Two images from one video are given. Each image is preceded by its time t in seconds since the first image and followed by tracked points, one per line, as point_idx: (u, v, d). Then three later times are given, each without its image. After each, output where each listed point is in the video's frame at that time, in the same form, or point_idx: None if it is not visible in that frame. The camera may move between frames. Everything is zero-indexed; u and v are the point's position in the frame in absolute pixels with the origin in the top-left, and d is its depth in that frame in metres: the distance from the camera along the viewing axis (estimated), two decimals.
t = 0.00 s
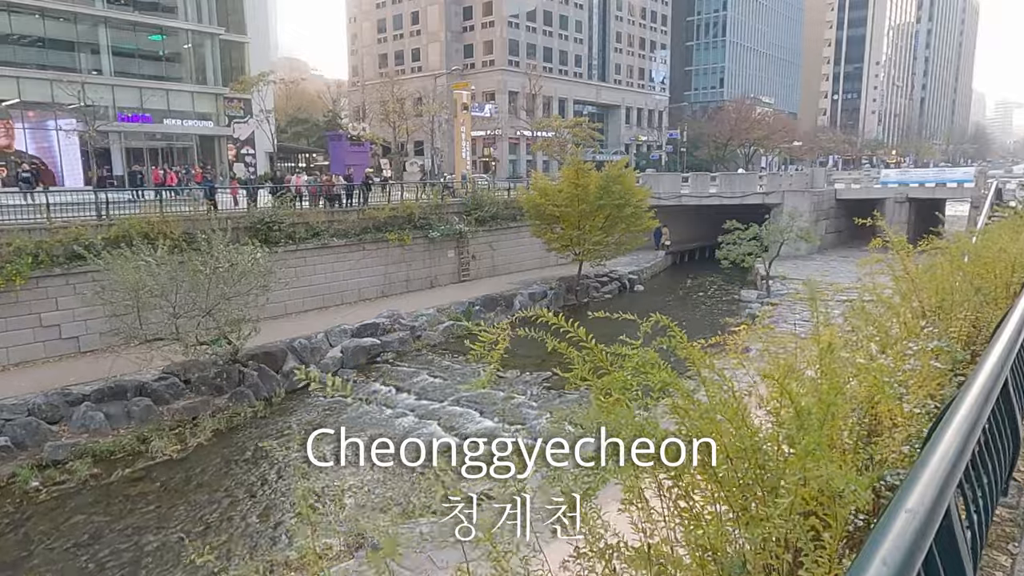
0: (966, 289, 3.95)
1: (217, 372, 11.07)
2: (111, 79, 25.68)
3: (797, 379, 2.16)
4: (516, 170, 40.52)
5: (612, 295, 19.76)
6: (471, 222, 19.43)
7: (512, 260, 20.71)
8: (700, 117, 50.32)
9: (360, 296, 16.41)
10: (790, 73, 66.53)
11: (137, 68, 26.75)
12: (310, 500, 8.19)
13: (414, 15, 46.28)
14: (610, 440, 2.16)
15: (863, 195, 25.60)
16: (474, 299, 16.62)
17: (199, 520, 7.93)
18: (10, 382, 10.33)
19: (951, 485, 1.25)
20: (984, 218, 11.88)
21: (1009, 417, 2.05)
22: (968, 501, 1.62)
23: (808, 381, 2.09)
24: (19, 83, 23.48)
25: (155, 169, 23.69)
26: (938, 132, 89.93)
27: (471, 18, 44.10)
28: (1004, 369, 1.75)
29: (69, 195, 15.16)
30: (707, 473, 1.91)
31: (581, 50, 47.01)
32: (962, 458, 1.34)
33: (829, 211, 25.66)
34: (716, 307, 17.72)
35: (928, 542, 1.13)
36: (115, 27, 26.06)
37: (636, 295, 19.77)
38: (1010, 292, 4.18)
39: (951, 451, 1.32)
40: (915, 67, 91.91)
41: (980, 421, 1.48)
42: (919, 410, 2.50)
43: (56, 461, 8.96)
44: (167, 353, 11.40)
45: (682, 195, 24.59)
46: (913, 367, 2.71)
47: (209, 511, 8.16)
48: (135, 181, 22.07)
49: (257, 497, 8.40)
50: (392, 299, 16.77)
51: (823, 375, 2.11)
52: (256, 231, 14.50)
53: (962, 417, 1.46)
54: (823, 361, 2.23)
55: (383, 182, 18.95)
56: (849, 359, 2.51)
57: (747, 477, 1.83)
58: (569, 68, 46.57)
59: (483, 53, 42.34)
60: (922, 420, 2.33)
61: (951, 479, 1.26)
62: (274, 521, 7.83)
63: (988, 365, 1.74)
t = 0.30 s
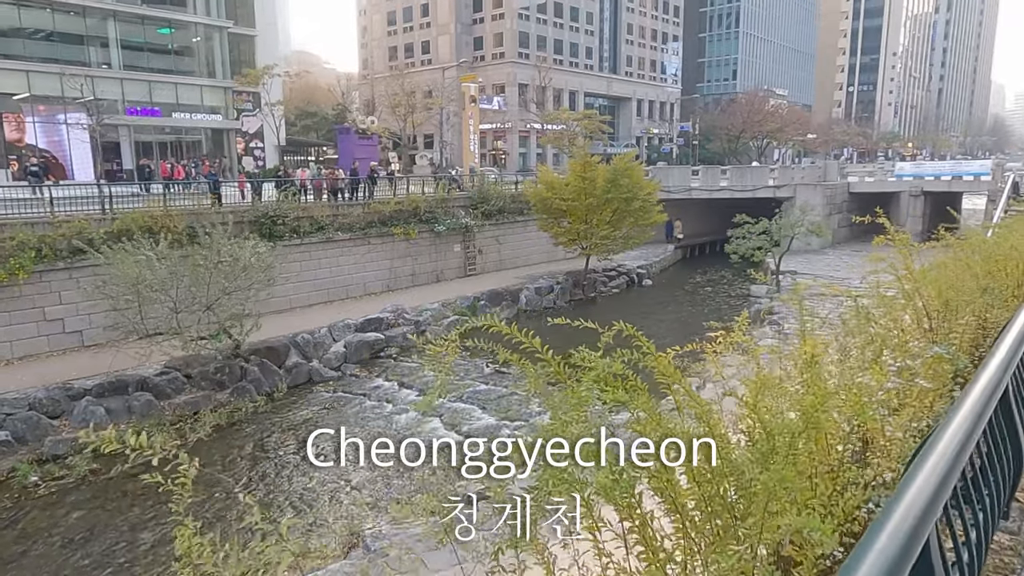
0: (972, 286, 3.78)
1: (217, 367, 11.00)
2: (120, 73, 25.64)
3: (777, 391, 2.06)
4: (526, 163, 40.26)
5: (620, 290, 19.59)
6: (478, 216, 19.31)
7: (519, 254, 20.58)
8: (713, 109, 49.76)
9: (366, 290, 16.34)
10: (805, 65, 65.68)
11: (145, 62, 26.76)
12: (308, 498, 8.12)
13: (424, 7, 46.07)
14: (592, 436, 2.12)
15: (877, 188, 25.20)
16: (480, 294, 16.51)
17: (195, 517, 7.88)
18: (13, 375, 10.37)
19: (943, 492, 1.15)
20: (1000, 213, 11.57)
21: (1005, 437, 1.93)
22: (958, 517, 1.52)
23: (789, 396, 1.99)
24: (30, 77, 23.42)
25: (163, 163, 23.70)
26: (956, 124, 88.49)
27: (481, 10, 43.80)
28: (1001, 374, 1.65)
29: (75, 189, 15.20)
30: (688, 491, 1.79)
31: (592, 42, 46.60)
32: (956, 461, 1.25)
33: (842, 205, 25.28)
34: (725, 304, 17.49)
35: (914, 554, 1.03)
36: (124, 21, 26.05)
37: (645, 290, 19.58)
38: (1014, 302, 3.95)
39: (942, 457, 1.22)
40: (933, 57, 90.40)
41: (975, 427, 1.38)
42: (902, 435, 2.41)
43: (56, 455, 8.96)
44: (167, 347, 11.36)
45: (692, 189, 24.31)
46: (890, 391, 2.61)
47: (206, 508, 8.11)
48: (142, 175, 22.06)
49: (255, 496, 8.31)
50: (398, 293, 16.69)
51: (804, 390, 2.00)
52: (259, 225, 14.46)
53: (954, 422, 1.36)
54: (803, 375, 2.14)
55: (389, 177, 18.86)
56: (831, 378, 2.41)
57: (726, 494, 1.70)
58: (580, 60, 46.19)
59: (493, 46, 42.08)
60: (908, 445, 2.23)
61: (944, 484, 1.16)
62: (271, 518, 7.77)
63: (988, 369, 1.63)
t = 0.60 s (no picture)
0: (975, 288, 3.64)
1: (216, 362, 10.95)
2: (129, 66, 25.70)
3: (750, 404, 2.24)
4: (537, 158, 39.92)
5: (628, 285, 19.37)
6: (484, 210, 19.16)
7: (526, 249, 20.41)
8: (727, 103, 49.15)
9: (371, 284, 16.27)
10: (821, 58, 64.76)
11: (155, 56, 26.75)
12: (303, 495, 8.02)
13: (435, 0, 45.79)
14: (582, 442, 2.32)
15: (892, 183, 24.76)
16: (486, 289, 16.37)
17: (190, 513, 7.84)
18: (14, 369, 10.36)
19: (914, 514, 1.12)
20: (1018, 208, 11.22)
21: (1002, 450, 1.80)
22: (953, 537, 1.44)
23: (754, 412, 2.16)
24: (40, 70, 23.57)
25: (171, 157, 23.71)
26: (976, 118, 86.91)
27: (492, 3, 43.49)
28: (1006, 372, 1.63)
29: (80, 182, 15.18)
30: (688, 483, 1.91)
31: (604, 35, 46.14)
32: (929, 480, 1.21)
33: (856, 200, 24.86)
34: (734, 301, 17.23)
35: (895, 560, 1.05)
36: (134, 14, 26.06)
37: (653, 286, 19.35)
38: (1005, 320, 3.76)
39: (933, 457, 1.24)
40: (952, 50, 88.83)
41: (973, 425, 1.38)
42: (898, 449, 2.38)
43: (54, 449, 8.94)
44: (166, 342, 11.31)
45: (703, 183, 23.99)
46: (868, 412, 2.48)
47: (201, 505, 8.05)
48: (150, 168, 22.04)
49: (250, 493, 8.23)
50: (403, 287, 16.60)
51: (773, 408, 2.16)
52: (262, 219, 14.33)
53: (930, 435, 1.31)
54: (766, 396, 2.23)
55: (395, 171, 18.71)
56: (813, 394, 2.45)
57: (717, 498, 1.74)
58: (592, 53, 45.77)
59: (504, 39, 41.78)
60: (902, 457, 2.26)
61: (913, 509, 1.13)
62: (266, 516, 7.72)
63: (982, 373, 1.56)
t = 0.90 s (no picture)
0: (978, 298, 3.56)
1: (219, 358, 10.92)
2: (142, 61, 25.76)
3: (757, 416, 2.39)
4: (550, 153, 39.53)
5: (638, 282, 19.15)
6: (493, 205, 19.02)
7: (535, 245, 20.24)
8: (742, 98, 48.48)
9: (378, 280, 16.22)
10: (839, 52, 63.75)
11: (168, 50, 26.83)
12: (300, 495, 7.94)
13: None
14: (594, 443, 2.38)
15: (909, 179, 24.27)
16: (493, 286, 16.25)
17: (189, 511, 7.81)
18: (19, 363, 10.40)
19: (921, 528, 1.06)
20: None
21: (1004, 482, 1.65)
22: (947, 573, 1.33)
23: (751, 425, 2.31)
24: (53, 65, 23.68)
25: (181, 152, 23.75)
26: (999, 113, 85.10)
27: None
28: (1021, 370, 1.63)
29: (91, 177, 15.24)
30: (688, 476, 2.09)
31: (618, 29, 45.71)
32: (930, 508, 1.11)
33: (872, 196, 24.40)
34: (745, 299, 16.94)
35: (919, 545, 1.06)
36: (147, 9, 26.17)
37: (663, 283, 19.12)
38: (996, 353, 3.65)
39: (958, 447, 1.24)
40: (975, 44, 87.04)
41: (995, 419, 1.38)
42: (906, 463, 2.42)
43: (56, 445, 8.93)
44: (169, 338, 11.29)
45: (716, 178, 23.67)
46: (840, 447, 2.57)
47: (198, 503, 7.99)
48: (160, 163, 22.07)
49: (248, 492, 8.17)
50: (410, 284, 16.51)
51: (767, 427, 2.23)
52: (270, 214, 14.34)
53: (930, 457, 1.22)
54: (751, 417, 2.35)
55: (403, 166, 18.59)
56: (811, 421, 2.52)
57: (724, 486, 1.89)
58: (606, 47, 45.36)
59: (517, 33, 41.48)
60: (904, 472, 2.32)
61: (910, 540, 1.04)
62: (263, 515, 7.66)
63: (992, 381, 1.51)
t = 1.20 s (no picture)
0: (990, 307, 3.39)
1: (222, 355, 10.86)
2: (156, 58, 25.85)
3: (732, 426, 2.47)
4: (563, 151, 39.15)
5: (648, 282, 18.90)
6: (503, 204, 18.87)
7: (545, 244, 20.04)
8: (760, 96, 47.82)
9: (386, 278, 16.12)
10: (859, 51, 62.77)
11: (182, 47, 26.94)
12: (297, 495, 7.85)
13: None
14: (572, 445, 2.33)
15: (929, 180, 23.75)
16: (501, 285, 16.10)
17: (184, 509, 7.74)
18: (23, 358, 10.41)
19: (936, 539, 0.95)
20: None
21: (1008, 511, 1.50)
22: None
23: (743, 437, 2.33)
24: (69, 62, 23.68)
25: (193, 149, 23.80)
26: None
27: None
28: None
29: (101, 173, 15.29)
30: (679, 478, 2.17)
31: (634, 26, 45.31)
32: (938, 528, 0.98)
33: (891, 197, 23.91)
34: (757, 300, 16.62)
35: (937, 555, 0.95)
36: (162, 6, 26.26)
37: (674, 283, 18.84)
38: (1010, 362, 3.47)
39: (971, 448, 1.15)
40: (999, 43, 85.34)
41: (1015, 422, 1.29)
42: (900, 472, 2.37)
43: (57, 441, 8.90)
44: (171, 334, 11.27)
45: (730, 177, 23.30)
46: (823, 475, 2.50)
47: (195, 501, 7.91)
48: (172, 159, 22.09)
49: (246, 491, 8.08)
50: (418, 282, 16.39)
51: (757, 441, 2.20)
52: (277, 211, 14.31)
53: (927, 483, 1.05)
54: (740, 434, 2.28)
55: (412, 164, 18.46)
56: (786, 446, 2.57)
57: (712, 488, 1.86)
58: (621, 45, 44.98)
59: (532, 30, 41.22)
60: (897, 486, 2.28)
61: (923, 555, 0.92)
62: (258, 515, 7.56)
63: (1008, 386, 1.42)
